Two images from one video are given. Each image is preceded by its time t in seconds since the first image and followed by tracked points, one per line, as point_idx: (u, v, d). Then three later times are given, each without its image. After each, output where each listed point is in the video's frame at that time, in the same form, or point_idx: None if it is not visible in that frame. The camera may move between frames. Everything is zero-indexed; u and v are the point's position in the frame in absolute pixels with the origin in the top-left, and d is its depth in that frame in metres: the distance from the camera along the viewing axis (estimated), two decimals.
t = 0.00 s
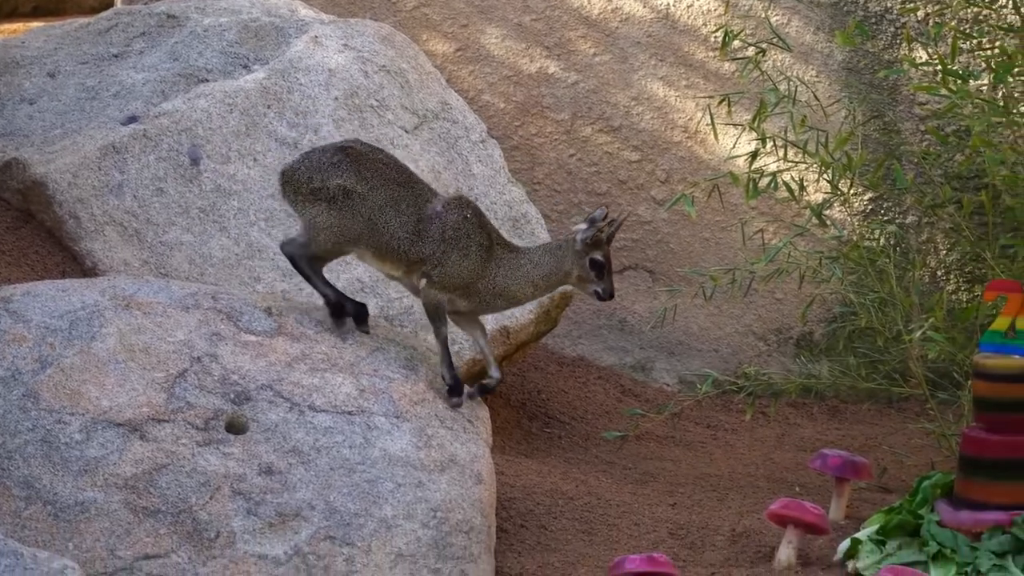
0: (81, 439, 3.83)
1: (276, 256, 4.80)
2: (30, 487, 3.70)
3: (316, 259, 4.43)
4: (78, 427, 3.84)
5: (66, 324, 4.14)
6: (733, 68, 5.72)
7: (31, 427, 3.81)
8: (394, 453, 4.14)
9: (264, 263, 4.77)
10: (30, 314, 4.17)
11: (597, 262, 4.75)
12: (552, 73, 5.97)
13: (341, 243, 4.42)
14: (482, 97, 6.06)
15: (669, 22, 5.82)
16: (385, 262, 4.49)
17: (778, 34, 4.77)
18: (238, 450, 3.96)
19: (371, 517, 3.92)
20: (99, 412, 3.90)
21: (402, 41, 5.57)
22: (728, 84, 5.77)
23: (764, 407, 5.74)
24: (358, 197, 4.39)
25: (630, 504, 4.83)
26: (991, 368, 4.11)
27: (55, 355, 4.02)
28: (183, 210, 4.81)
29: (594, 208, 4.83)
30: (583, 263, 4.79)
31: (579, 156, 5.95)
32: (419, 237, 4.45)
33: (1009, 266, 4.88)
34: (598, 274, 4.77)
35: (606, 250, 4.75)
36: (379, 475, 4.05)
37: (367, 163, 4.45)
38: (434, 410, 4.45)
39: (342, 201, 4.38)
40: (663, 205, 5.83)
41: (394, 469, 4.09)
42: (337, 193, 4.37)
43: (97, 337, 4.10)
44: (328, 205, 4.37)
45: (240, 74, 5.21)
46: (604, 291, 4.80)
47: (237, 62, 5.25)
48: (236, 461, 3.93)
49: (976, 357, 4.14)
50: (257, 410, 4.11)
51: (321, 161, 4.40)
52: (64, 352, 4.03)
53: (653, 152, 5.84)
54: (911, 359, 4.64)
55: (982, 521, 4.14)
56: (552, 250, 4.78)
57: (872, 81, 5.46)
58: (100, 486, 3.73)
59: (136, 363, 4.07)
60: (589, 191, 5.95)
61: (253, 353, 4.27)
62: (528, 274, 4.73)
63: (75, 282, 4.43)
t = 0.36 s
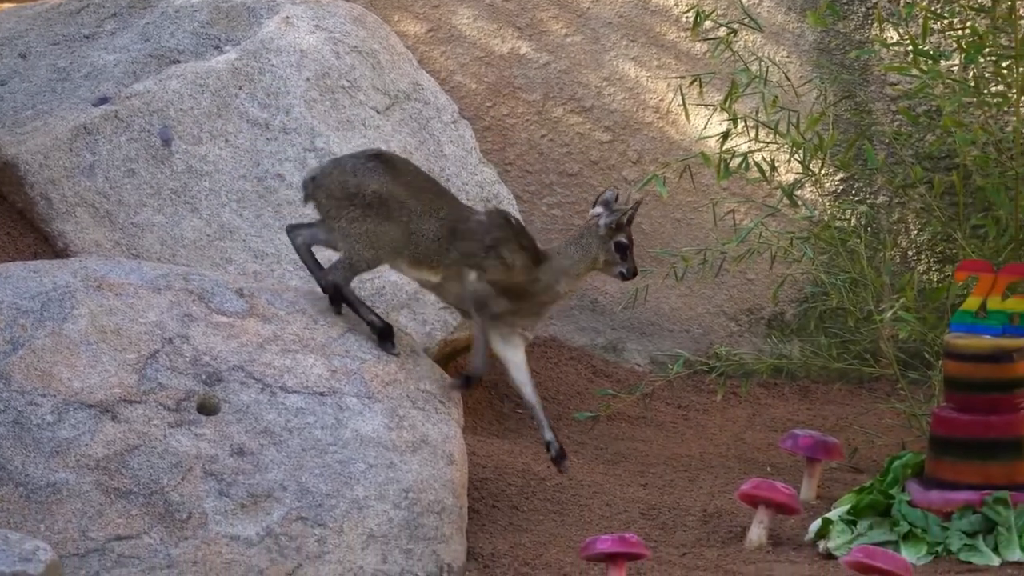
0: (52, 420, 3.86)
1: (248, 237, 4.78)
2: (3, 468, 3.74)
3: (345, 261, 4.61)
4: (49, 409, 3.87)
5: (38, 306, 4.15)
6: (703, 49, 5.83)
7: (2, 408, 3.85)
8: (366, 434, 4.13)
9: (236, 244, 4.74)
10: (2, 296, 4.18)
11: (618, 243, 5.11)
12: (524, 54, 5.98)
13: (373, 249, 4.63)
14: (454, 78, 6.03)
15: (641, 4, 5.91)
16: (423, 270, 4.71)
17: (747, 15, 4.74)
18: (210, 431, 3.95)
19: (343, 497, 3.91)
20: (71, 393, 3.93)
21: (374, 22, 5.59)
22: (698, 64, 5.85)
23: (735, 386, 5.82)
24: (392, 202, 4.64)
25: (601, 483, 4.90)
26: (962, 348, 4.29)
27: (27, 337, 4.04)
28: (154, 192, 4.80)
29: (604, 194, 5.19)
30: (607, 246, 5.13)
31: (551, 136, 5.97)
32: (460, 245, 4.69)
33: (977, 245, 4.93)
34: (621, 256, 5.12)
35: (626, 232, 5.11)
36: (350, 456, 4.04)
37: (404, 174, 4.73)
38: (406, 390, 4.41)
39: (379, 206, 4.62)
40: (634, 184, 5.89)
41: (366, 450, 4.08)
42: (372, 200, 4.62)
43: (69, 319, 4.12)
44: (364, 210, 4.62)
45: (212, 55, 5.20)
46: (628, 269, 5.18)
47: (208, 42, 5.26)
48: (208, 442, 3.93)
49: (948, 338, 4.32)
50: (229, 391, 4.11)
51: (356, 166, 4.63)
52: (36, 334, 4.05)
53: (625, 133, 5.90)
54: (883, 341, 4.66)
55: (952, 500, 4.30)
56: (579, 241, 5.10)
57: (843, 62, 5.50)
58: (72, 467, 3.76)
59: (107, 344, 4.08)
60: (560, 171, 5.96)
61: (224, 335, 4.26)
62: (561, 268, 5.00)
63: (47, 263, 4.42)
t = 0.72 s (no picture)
0: (25, 402, 3.86)
1: (220, 218, 4.76)
2: None
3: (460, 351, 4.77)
4: (20, 391, 3.87)
5: (10, 288, 4.14)
6: (674, 31, 5.86)
7: None
8: (339, 416, 4.13)
9: (207, 225, 4.73)
10: None
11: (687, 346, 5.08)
12: (495, 35, 5.91)
13: (470, 329, 4.76)
14: (425, 59, 5.93)
15: None
16: (524, 365, 4.78)
17: None
18: (182, 413, 3.96)
19: (316, 480, 3.91)
20: (43, 375, 3.93)
21: (346, 4, 5.60)
22: (669, 45, 5.87)
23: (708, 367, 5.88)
24: (503, 290, 4.76)
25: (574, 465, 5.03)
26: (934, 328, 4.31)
27: None
28: (126, 172, 4.78)
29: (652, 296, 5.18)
30: (677, 348, 5.09)
31: (523, 118, 5.95)
32: (557, 347, 4.78)
33: (947, 227, 4.95)
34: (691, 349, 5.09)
35: (685, 325, 5.05)
36: (322, 438, 4.03)
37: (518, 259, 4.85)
38: (378, 372, 4.42)
39: (489, 288, 4.74)
40: (606, 166, 5.95)
41: (338, 432, 4.07)
42: (485, 284, 4.74)
43: (41, 301, 4.13)
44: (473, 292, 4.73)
45: (183, 37, 5.19)
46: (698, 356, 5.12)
47: (179, 24, 5.22)
48: (180, 424, 3.93)
49: (921, 319, 4.35)
50: (201, 372, 4.10)
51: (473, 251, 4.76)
52: (7, 315, 4.06)
53: (597, 115, 5.93)
54: (855, 322, 4.72)
55: (925, 481, 4.32)
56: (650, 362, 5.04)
57: (815, 43, 5.55)
58: (43, 450, 3.76)
59: (79, 327, 4.09)
60: (532, 153, 5.98)
61: (196, 317, 4.26)
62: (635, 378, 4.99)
63: (18, 245, 4.38)
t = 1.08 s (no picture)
0: None
1: (192, 202, 4.75)
2: None
3: (460, 386, 4.83)
4: None
5: None
6: (646, 14, 5.96)
7: None
8: (312, 400, 4.09)
9: (180, 209, 4.73)
10: None
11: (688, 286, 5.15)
12: (468, 19, 5.95)
13: (488, 359, 4.84)
14: (398, 42, 5.94)
15: None
16: (538, 362, 4.94)
17: None
18: (155, 398, 3.95)
19: (290, 464, 3.90)
20: (15, 359, 3.92)
21: None
22: (642, 27, 5.98)
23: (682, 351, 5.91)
24: (495, 314, 4.84)
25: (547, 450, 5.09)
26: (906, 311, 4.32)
27: None
28: (98, 156, 4.76)
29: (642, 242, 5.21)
30: (680, 292, 5.17)
31: (495, 101, 5.99)
32: (571, 331, 4.95)
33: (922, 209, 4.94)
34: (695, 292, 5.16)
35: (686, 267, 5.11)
36: (296, 422, 4.01)
37: (498, 276, 4.90)
38: (352, 356, 4.36)
39: (484, 313, 4.82)
40: (579, 149, 6.02)
41: (312, 416, 4.05)
42: (479, 309, 4.82)
43: (13, 284, 4.10)
44: (469, 326, 4.81)
45: (154, 20, 5.19)
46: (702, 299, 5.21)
47: (150, 7, 5.21)
48: (153, 408, 3.92)
49: (894, 302, 4.35)
50: (174, 356, 4.08)
51: (456, 283, 4.83)
52: None
53: (569, 97, 6.00)
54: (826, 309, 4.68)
55: (900, 466, 4.31)
56: (655, 308, 5.19)
57: (787, 26, 5.60)
58: (16, 434, 3.76)
59: (52, 311, 4.07)
60: (505, 137, 6.01)
61: (169, 301, 4.22)
62: (647, 336, 5.16)
63: None
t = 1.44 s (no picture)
0: None
1: (167, 188, 4.74)
2: None
3: (438, 373, 4.83)
4: None
5: None
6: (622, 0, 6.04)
7: None
8: (288, 387, 4.07)
9: (155, 194, 4.72)
10: None
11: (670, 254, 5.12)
12: (443, 5, 5.98)
13: (466, 346, 4.84)
14: (372, 27, 5.93)
15: None
16: (519, 348, 4.96)
17: None
18: (131, 384, 3.92)
19: (266, 451, 3.89)
20: None
21: None
22: (618, 13, 6.04)
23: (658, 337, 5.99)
24: (473, 303, 4.84)
25: (524, 436, 5.09)
26: (883, 297, 4.31)
27: None
28: (73, 142, 4.75)
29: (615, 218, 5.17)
30: (663, 258, 5.14)
31: (470, 87, 6.00)
32: (552, 318, 4.95)
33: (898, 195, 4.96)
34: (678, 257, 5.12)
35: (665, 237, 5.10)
36: (272, 409, 3.99)
37: (476, 264, 4.90)
38: (327, 342, 4.34)
39: (463, 302, 4.82)
40: (554, 134, 6.06)
41: (288, 402, 4.02)
42: (457, 298, 4.82)
43: None
44: (447, 314, 4.81)
45: (129, 6, 5.19)
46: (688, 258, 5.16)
47: None
48: (129, 395, 3.89)
49: (869, 289, 4.35)
50: (150, 343, 4.05)
51: (435, 271, 4.83)
52: None
53: (545, 83, 6.05)
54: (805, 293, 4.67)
55: (876, 452, 4.30)
56: (642, 282, 5.17)
57: (762, 12, 5.64)
58: None
59: (27, 297, 4.03)
60: (480, 123, 6.03)
61: (144, 288, 4.19)
62: (632, 313, 5.14)
63: None
